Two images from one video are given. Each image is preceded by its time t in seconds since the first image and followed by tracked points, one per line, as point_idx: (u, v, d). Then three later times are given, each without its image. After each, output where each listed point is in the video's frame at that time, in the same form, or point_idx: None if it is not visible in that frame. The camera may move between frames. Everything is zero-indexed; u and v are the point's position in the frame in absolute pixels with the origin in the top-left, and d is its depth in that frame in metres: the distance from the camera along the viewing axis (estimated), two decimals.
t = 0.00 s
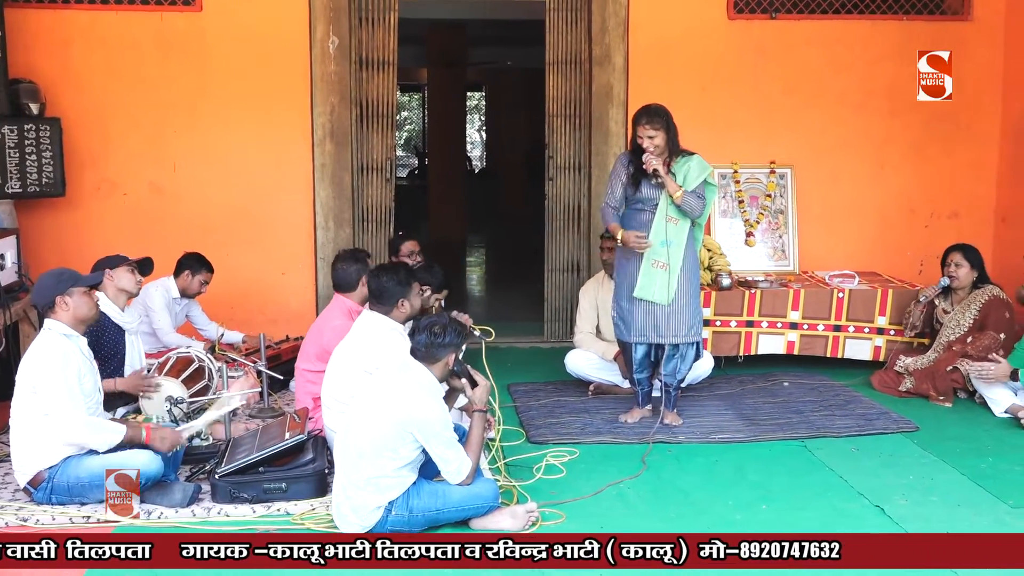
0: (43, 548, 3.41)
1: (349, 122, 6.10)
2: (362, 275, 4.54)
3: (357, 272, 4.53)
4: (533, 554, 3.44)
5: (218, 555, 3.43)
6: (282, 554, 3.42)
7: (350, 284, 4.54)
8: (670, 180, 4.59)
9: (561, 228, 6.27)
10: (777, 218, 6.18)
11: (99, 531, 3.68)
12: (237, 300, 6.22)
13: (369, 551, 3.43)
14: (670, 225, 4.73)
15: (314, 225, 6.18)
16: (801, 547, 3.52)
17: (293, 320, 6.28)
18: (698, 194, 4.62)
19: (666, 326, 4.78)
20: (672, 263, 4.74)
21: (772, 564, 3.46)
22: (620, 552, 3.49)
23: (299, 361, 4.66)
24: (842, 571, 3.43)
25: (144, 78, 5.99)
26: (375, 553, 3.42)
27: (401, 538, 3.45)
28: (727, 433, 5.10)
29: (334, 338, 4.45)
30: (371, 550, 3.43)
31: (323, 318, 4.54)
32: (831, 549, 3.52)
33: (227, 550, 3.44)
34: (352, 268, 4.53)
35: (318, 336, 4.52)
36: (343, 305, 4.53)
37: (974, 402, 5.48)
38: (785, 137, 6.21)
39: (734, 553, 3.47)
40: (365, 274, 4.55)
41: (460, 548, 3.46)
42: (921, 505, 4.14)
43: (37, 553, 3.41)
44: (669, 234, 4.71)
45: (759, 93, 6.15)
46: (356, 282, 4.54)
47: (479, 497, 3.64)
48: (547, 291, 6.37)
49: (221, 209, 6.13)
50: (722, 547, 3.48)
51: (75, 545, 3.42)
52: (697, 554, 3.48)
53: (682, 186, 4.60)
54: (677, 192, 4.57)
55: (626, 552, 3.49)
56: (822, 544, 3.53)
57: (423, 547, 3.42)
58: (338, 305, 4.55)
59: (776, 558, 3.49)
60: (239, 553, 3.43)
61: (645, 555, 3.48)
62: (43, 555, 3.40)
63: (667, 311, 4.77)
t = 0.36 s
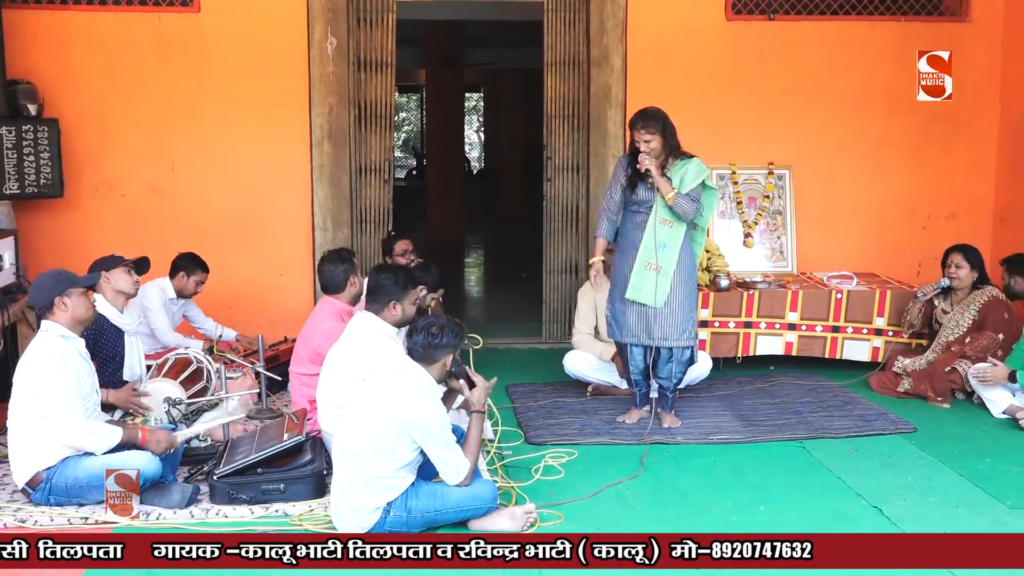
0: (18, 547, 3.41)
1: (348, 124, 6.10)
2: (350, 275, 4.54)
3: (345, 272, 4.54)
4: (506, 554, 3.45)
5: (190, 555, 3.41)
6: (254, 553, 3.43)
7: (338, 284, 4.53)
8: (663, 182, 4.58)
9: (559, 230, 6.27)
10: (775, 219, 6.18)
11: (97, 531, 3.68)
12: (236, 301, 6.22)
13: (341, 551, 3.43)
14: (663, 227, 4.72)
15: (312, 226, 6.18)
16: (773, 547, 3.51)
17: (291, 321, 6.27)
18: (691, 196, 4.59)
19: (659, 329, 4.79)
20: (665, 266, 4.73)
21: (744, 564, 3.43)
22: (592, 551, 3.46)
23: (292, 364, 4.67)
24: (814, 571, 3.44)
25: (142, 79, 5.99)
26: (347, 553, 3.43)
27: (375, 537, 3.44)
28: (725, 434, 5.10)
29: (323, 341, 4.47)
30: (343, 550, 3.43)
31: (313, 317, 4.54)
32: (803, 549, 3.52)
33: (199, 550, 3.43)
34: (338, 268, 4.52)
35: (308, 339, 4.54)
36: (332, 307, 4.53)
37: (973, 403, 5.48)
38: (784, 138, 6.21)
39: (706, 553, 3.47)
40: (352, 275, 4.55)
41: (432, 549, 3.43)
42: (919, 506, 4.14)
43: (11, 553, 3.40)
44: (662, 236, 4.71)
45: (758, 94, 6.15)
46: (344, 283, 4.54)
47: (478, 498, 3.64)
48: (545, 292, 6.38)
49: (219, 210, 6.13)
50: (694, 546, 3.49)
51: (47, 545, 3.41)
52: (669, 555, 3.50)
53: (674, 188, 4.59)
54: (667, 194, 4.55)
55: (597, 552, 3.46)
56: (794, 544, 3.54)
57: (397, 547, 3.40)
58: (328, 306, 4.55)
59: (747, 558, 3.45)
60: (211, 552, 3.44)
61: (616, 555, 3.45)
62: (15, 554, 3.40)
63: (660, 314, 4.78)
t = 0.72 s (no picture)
0: None
1: (347, 130, 6.10)
2: (348, 283, 4.54)
3: (342, 279, 4.53)
4: (480, 554, 3.46)
5: (162, 555, 3.42)
6: (226, 553, 3.48)
7: (337, 293, 4.52)
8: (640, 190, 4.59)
9: (558, 237, 6.27)
10: (774, 226, 6.18)
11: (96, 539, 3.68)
12: (235, 308, 6.21)
13: (312, 550, 3.45)
14: (647, 235, 4.73)
15: (311, 233, 6.18)
16: (744, 547, 3.46)
17: (290, 328, 6.27)
18: (671, 208, 4.57)
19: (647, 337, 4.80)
20: (647, 274, 4.73)
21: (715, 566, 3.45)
22: (563, 551, 3.45)
23: (291, 372, 4.66)
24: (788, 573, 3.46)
25: (142, 87, 5.99)
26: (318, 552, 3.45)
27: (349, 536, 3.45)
28: (724, 442, 5.09)
29: (323, 347, 4.45)
30: (314, 549, 3.45)
31: (312, 325, 4.53)
32: (775, 549, 3.49)
33: (173, 550, 3.44)
34: (336, 277, 4.52)
35: (308, 348, 4.51)
36: (330, 314, 4.53)
37: (973, 410, 5.48)
38: (783, 145, 6.22)
39: (678, 553, 3.50)
40: (350, 282, 4.54)
41: (405, 548, 3.41)
42: (919, 513, 4.14)
43: None
44: (645, 244, 4.72)
45: (758, 101, 6.16)
46: (341, 291, 4.53)
47: (477, 506, 3.63)
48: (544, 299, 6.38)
49: (218, 218, 6.13)
50: (666, 547, 3.51)
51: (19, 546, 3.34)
52: (641, 554, 3.51)
53: (654, 201, 4.61)
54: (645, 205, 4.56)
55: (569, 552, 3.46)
56: (766, 543, 3.49)
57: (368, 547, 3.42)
58: (327, 313, 4.55)
59: (719, 558, 3.45)
60: (183, 553, 3.45)
61: (588, 555, 3.47)
62: None
63: (643, 321, 4.80)
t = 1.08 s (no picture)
0: None
1: (347, 139, 6.10)
2: (352, 292, 4.53)
3: (350, 288, 4.53)
4: (447, 553, 3.47)
5: (134, 555, 3.45)
6: (199, 553, 3.50)
7: (341, 301, 4.52)
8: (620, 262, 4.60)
9: (558, 247, 6.26)
10: (774, 235, 6.17)
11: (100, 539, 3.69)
12: (234, 317, 6.21)
13: (283, 549, 3.48)
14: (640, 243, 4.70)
15: (311, 242, 6.17)
16: (716, 547, 3.46)
17: (290, 337, 6.27)
18: (666, 220, 4.58)
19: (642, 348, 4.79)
20: (642, 283, 4.73)
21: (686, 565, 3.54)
22: (535, 551, 3.48)
23: (294, 380, 4.66)
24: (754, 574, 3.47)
25: (142, 96, 5.99)
26: (290, 551, 3.48)
27: (325, 536, 3.47)
28: (725, 451, 5.07)
29: (328, 354, 4.43)
30: (285, 549, 3.48)
31: (317, 333, 4.52)
32: (747, 549, 3.43)
33: (144, 549, 3.45)
34: (341, 285, 4.52)
35: (313, 356, 4.50)
36: (336, 322, 4.51)
37: (973, 420, 5.46)
38: (783, 155, 6.22)
39: (650, 553, 3.56)
40: (354, 291, 4.53)
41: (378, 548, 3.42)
42: (919, 523, 4.13)
43: None
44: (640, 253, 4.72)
45: (758, 110, 6.16)
46: (345, 300, 4.53)
47: (476, 515, 3.62)
48: (544, 309, 6.37)
49: (218, 227, 6.13)
50: (636, 548, 3.52)
51: None
52: (613, 554, 3.50)
53: (650, 214, 4.63)
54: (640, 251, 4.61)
55: (542, 551, 3.48)
56: (739, 543, 3.44)
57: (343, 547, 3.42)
58: (332, 321, 4.54)
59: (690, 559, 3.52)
60: (156, 552, 3.45)
61: (561, 554, 3.48)
62: None
63: (637, 329, 4.81)
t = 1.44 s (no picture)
0: None
1: (344, 140, 6.04)
2: (344, 298, 4.47)
3: (341, 293, 4.47)
4: (415, 555, 3.36)
5: (106, 555, 3.42)
6: (171, 553, 3.45)
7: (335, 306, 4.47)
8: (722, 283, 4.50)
9: (559, 250, 6.20)
10: (777, 238, 6.08)
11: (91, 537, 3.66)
12: (231, 320, 6.14)
13: (256, 550, 3.45)
14: (650, 244, 4.63)
15: (308, 245, 6.11)
16: (687, 547, 3.50)
17: (288, 341, 6.20)
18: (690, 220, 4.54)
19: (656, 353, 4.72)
20: (648, 284, 4.64)
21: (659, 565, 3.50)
22: (507, 551, 3.45)
23: (291, 385, 4.59)
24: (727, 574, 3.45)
25: (139, 97, 5.93)
26: (263, 551, 3.45)
27: (319, 535, 3.44)
28: (727, 456, 5.01)
29: (326, 358, 4.36)
30: (258, 549, 3.44)
31: (315, 339, 4.45)
32: (718, 549, 3.47)
33: (115, 548, 3.40)
34: (335, 290, 4.47)
35: (310, 360, 4.43)
36: (334, 327, 4.45)
37: (979, 424, 5.40)
38: (786, 157, 6.16)
39: (621, 553, 3.45)
40: (346, 296, 4.47)
41: (350, 547, 3.40)
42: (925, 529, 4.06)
43: None
44: (646, 253, 4.64)
45: (760, 111, 6.10)
46: (338, 305, 4.48)
47: (475, 521, 3.55)
48: (544, 313, 6.30)
49: (215, 230, 6.07)
50: (609, 547, 3.43)
51: None
52: (585, 555, 3.44)
53: (663, 213, 4.58)
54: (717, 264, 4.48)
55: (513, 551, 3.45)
56: (710, 543, 3.48)
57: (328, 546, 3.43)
58: (331, 326, 4.47)
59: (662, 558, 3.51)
60: (128, 552, 3.42)
61: (532, 554, 3.46)
62: None
63: (643, 332, 4.72)
